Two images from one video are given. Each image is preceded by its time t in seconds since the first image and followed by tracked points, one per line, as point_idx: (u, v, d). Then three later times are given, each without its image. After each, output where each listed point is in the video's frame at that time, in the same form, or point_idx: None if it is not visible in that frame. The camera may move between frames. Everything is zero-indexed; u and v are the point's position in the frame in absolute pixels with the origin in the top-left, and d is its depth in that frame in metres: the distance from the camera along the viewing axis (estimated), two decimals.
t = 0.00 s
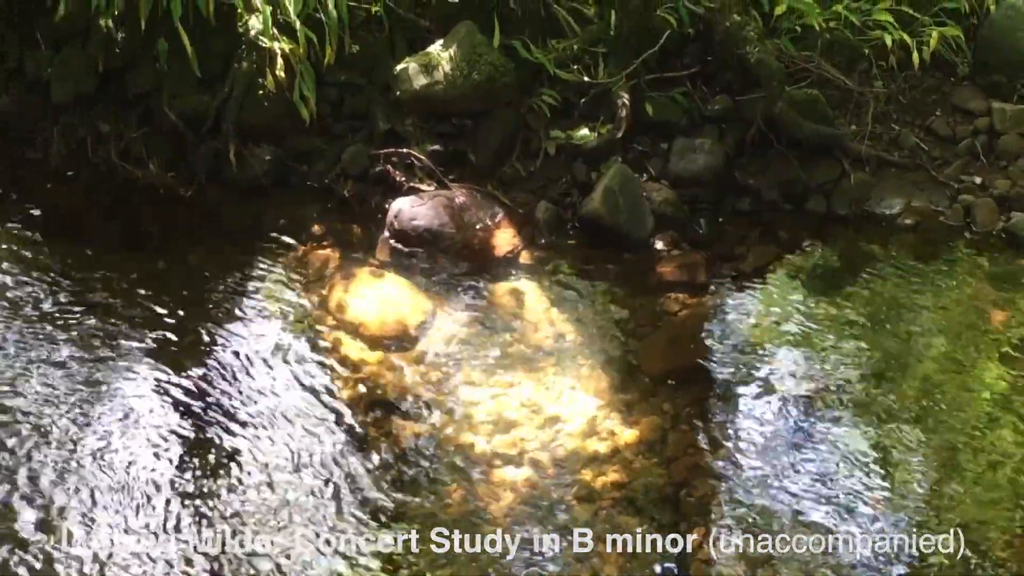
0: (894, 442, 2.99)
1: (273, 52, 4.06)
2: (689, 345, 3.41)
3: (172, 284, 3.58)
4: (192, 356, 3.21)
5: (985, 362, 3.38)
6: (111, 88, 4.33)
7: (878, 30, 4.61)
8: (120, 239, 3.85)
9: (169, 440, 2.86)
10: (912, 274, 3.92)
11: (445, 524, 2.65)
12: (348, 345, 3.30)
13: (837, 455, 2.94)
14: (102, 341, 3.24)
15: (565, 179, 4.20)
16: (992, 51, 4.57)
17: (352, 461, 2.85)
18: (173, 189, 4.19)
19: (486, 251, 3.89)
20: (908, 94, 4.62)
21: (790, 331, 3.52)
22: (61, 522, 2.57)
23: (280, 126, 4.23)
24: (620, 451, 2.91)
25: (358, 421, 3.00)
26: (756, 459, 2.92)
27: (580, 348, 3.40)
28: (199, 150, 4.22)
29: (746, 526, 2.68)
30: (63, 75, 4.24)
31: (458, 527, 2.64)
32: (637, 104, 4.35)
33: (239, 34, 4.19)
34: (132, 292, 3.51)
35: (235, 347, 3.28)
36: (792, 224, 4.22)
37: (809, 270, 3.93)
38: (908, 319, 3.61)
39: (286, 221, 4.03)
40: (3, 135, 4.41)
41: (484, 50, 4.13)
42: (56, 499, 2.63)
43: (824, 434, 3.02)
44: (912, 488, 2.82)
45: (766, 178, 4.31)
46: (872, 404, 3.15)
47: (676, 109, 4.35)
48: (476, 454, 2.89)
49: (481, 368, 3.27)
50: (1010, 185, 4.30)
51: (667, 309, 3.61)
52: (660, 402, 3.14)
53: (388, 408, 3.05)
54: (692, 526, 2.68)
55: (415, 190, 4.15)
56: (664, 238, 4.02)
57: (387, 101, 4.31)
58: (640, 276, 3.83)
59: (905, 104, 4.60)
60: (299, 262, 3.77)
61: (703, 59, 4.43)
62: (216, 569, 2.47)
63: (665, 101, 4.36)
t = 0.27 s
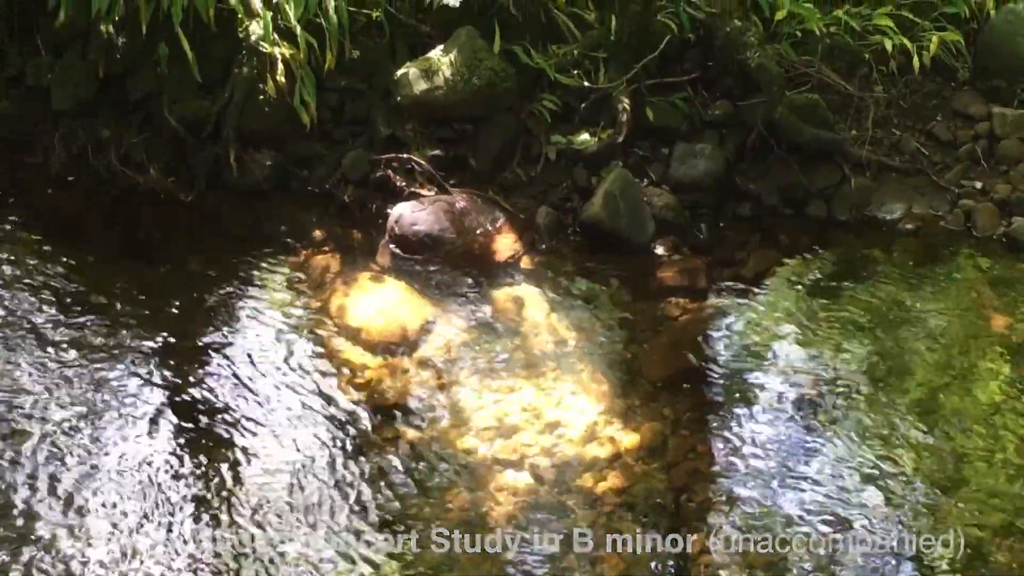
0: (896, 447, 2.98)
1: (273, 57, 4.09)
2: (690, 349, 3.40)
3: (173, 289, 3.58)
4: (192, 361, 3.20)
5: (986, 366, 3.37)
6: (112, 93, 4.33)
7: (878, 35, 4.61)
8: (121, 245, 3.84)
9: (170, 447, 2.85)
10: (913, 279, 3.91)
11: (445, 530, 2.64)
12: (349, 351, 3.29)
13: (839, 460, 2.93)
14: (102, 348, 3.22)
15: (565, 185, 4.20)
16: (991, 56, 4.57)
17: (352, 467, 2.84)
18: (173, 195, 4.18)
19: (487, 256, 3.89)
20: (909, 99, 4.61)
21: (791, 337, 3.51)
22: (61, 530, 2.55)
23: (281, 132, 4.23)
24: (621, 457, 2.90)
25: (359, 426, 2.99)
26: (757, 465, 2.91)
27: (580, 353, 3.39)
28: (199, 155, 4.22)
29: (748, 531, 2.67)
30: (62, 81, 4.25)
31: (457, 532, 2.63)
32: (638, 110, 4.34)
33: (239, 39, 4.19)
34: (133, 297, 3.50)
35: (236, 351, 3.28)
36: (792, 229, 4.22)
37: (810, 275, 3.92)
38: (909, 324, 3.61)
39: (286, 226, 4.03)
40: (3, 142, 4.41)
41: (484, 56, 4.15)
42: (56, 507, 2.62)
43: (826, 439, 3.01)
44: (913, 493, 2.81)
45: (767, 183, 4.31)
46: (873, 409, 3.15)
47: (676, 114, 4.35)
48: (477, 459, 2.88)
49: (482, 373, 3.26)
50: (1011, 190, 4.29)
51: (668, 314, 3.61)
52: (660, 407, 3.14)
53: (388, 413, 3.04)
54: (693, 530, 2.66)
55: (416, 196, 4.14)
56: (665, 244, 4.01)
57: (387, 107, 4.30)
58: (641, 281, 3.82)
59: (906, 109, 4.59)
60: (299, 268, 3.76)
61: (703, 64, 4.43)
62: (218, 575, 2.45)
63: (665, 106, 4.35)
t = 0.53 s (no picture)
0: (897, 452, 2.98)
1: (274, 62, 4.05)
2: (691, 354, 3.40)
3: (174, 294, 3.58)
4: (194, 366, 3.20)
5: (987, 371, 3.36)
6: (113, 100, 4.27)
7: (879, 41, 4.61)
8: (122, 251, 3.84)
9: (171, 452, 2.84)
10: (914, 283, 3.91)
11: (446, 535, 2.63)
12: (349, 356, 3.29)
13: (840, 464, 2.93)
14: (102, 353, 3.22)
15: (566, 189, 4.20)
16: (991, 61, 4.57)
17: (353, 472, 2.83)
18: (174, 201, 4.19)
19: (487, 261, 3.89)
20: (910, 103, 4.61)
21: (792, 342, 3.50)
22: (63, 536, 2.54)
23: (281, 137, 4.22)
24: (622, 462, 2.90)
25: (359, 431, 2.98)
26: (758, 470, 2.90)
27: (581, 358, 3.39)
28: (200, 160, 4.22)
29: (749, 535, 2.66)
30: (64, 87, 4.20)
31: (458, 537, 2.62)
32: (638, 114, 4.34)
33: (241, 44, 4.19)
34: (134, 302, 3.50)
35: (237, 355, 3.28)
36: (792, 234, 4.22)
37: (811, 279, 3.92)
38: (910, 329, 3.60)
39: (287, 231, 4.02)
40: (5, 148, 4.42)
41: (485, 60, 4.16)
42: (57, 513, 2.60)
43: (828, 444, 3.01)
44: (914, 498, 2.80)
45: (767, 188, 4.31)
46: (874, 414, 3.14)
47: (677, 119, 4.34)
48: (478, 464, 2.88)
49: (483, 378, 3.25)
50: (1012, 194, 4.29)
51: (669, 319, 3.60)
52: (661, 412, 3.13)
53: (389, 418, 3.04)
54: (694, 534, 2.66)
55: (417, 201, 4.13)
56: (665, 249, 4.01)
57: (388, 112, 4.31)
58: (642, 286, 3.82)
59: (906, 113, 4.59)
60: (300, 273, 3.76)
61: (704, 69, 4.43)
62: None
63: (665, 111, 4.35)
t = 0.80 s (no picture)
0: (899, 456, 2.97)
1: (275, 66, 4.05)
2: (692, 359, 3.39)
3: (175, 298, 3.57)
4: (194, 370, 3.19)
5: (989, 376, 3.35)
6: (113, 105, 4.27)
7: (880, 45, 4.59)
8: (123, 255, 3.83)
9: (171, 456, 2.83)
10: (915, 288, 3.91)
11: (447, 540, 2.62)
12: (349, 360, 3.28)
13: (841, 468, 2.92)
14: (102, 358, 3.21)
15: (567, 194, 4.19)
16: (993, 65, 4.56)
17: (352, 477, 2.82)
18: (175, 205, 4.22)
19: (488, 266, 3.88)
20: (911, 108, 4.60)
21: (793, 346, 3.50)
22: (63, 541, 2.53)
23: (282, 142, 4.21)
24: (623, 467, 2.89)
25: (359, 436, 2.97)
26: (760, 475, 2.89)
27: (582, 363, 3.38)
28: (200, 165, 4.22)
29: (752, 540, 2.65)
30: (65, 91, 4.23)
31: (459, 542, 2.61)
32: (639, 119, 4.33)
33: (241, 49, 4.16)
34: (135, 306, 3.50)
35: (237, 360, 3.27)
36: (794, 238, 4.21)
37: (812, 284, 3.91)
38: (910, 333, 3.59)
39: (288, 236, 4.02)
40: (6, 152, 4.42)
41: (485, 65, 4.16)
42: (58, 517, 2.59)
43: (830, 448, 3.00)
44: (916, 502, 2.79)
45: (768, 193, 4.30)
46: (875, 418, 3.13)
47: (677, 123, 4.33)
48: (478, 469, 2.87)
49: (483, 382, 3.25)
50: (1013, 199, 4.28)
51: (669, 323, 3.60)
52: (662, 417, 3.12)
53: (390, 423, 3.03)
54: (695, 540, 2.64)
55: (417, 205, 4.13)
56: (666, 253, 4.01)
57: (389, 117, 4.30)
58: (643, 291, 3.81)
59: (908, 118, 4.58)
60: (300, 277, 3.75)
61: (705, 74, 4.43)
62: None
63: (666, 116, 4.34)
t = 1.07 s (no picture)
0: (901, 461, 2.96)
1: (275, 71, 4.06)
2: (694, 363, 3.39)
3: (175, 303, 3.56)
4: (195, 375, 3.19)
5: (991, 381, 3.34)
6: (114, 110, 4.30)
7: (880, 49, 4.60)
8: (123, 260, 3.82)
9: (173, 461, 2.83)
10: (915, 292, 3.90)
11: (447, 545, 2.61)
12: (351, 366, 3.28)
13: (843, 473, 2.91)
14: (103, 363, 3.20)
15: (568, 199, 4.19)
16: (993, 70, 4.56)
17: (353, 482, 2.81)
18: (177, 210, 4.18)
19: (489, 270, 3.87)
20: (912, 112, 4.60)
21: (795, 351, 3.49)
22: (65, 547, 2.52)
23: (283, 147, 4.21)
24: (624, 472, 2.88)
25: (361, 441, 2.97)
26: (761, 479, 2.88)
27: (583, 368, 3.37)
28: (201, 170, 4.22)
29: (753, 546, 2.64)
30: (65, 94, 4.29)
31: (459, 547, 2.60)
32: (640, 124, 4.33)
33: (242, 54, 4.18)
34: (136, 311, 3.49)
35: (239, 365, 3.27)
36: (795, 243, 4.21)
37: (813, 289, 3.90)
38: (911, 338, 3.59)
39: (289, 241, 4.01)
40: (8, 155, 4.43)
41: (486, 70, 4.16)
42: (60, 523, 2.59)
43: (832, 453, 2.99)
44: (918, 507, 2.78)
45: (769, 197, 4.30)
46: (877, 423, 3.12)
47: (678, 128, 4.34)
48: (480, 474, 2.86)
49: (484, 387, 3.24)
50: (1014, 203, 4.28)
51: (671, 328, 3.59)
52: (663, 421, 3.11)
53: (391, 428, 3.02)
54: (697, 545, 2.63)
55: (418, 210, 4.13)
56: (667, 258, 4.00)
57: (389, 122, 4.30)
58: (644, 295, 3.81)
59: (908, 122, 4.58)
60: (301, 282, 3.75)
61: (706, 78, 4.43)
62: None
63: (667, 121, 4.34)
